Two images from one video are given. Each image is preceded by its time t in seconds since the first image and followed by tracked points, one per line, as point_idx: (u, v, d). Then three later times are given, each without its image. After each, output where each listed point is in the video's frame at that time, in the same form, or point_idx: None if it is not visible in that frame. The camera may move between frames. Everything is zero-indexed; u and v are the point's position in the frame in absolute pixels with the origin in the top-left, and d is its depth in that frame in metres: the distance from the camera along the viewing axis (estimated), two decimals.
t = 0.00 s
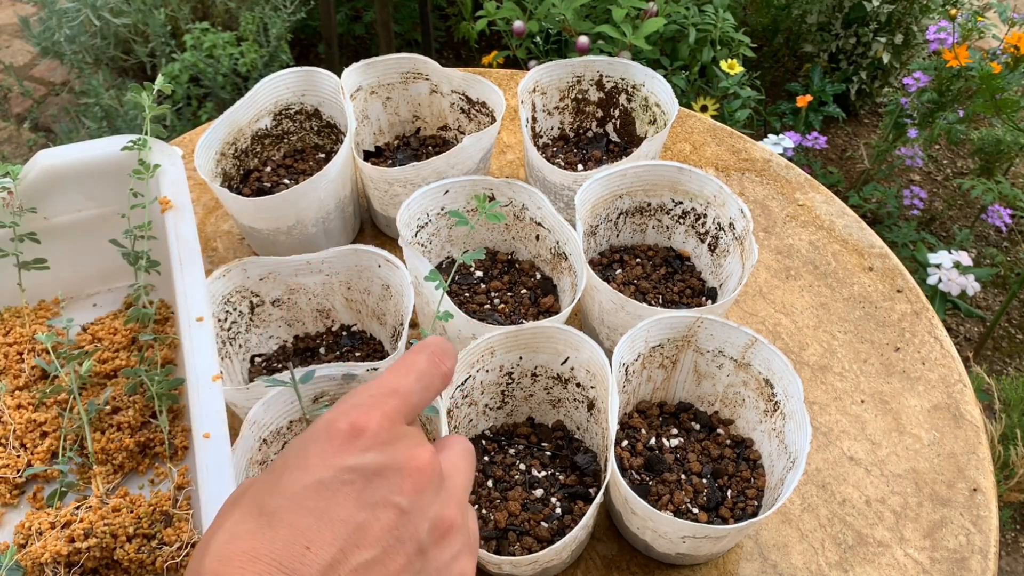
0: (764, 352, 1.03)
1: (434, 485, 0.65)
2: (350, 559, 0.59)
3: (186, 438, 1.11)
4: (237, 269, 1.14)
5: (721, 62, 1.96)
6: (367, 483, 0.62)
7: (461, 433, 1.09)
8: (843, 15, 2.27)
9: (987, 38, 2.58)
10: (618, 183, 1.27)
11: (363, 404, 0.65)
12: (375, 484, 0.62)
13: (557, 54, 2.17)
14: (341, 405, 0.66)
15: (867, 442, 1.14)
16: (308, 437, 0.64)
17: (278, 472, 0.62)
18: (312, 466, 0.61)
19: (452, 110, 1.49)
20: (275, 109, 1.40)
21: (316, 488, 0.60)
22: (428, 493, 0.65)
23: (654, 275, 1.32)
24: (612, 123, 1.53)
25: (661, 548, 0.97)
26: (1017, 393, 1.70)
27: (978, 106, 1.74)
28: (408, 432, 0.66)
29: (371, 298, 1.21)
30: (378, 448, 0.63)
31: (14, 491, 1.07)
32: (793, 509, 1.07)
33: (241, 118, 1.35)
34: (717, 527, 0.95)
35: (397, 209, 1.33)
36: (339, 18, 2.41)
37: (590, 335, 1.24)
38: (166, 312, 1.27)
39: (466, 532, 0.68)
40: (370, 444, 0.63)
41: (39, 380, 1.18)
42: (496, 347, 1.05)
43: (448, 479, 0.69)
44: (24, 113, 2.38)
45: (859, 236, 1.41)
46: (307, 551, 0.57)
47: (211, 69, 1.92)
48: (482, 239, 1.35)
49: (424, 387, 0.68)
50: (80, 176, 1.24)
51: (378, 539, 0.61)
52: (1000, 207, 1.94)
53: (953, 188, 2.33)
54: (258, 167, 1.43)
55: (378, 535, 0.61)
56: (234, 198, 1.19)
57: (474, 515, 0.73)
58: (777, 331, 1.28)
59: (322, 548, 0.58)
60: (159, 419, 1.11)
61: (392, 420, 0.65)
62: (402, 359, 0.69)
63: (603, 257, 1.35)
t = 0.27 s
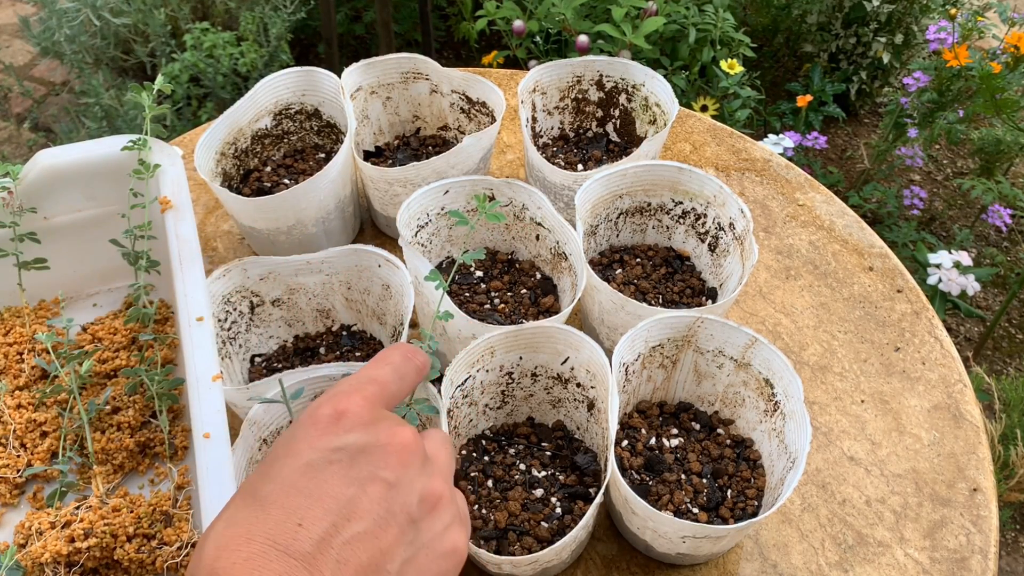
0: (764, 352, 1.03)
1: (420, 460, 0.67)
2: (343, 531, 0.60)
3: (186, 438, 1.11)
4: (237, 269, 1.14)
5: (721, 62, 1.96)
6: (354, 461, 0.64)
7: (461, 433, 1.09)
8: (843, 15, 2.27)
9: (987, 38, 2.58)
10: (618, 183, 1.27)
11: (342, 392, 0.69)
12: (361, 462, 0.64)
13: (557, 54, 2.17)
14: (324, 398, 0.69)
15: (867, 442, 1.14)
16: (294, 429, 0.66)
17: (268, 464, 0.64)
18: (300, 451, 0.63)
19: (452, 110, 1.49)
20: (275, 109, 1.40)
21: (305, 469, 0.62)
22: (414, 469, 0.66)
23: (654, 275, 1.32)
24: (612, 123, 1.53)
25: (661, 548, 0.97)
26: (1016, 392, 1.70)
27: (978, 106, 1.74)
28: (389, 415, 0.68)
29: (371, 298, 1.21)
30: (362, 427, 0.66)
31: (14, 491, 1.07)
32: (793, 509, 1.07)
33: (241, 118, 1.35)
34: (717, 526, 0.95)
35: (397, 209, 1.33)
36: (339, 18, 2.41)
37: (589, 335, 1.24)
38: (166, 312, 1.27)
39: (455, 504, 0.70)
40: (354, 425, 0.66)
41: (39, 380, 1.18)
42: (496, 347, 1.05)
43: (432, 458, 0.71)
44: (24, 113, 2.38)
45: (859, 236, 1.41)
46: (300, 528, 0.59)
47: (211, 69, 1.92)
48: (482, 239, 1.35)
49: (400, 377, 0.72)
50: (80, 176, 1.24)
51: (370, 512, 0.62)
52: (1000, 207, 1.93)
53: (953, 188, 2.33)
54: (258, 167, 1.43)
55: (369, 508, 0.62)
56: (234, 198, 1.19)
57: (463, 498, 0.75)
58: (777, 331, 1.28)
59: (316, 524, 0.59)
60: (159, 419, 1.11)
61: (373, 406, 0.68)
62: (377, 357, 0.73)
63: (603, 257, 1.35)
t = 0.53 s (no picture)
0: (764, 352, 1.03)
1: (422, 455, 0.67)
2: (344, 525, 0.59)
3: (186, 438, 1.11)
4: (237, 269, 1.14)
5: (721, 62, 1.96)
6: (356, 455, 0.64)
7: (461, 433, 1.09)
8: (843, 15, 2.27)
9: (987, 38, 2.58)
10: (618, 183, 1.27)
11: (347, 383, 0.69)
12: (363, 455, 0.64)
13: (557, 54, 2.17)
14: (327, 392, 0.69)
15: (867, 442, 1.14)
16: (296, 423, 0.66)
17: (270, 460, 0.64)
18: (302, 444, 0.63)
19: (452, 110, 1.49)
20: (275, 109, 1.40)
21: (308, 461, 0.62)
22: (416, 465, 0.66)
23: (654, 275, 1.32)
24: (612, 123, 1.53)
25: (661, 548, 0.97)
26: (1016, 392, 1.70)
27: (978, 106, 1.74)
28: (391, 411, 0.68)
29: (371, 298, 1.21)
30: (363, 420, 0.66)
31: (14, 491, 1.07)
32: (793, 509, 1.07)
33: (241, 118, 1.35)
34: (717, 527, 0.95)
35: (397, 209, 1.33)
36: (339, 18, 2.41)
37: (590, 335, 1.24)
38: (166, 312, 1.27)
39: (458, 502, 0.69)
40: (355, 418, 0.66)
41: (39, 380, 1.18)
42: (496, 347, 1.05)
43: (435, 457, 0.71)
44: (24, 113, 2.38)
45: (859, 236, 1.41)
46: (301, 521, 0.58)
47: (211, 69, 1.92)
48: (482, 239, 1.35)
49: (403, 372, 0.71)
50: (80, 177, 1.24)
51: (372, 504, 0.62)
52: (1000, 207, 1.93)
53: (953, 188, 2.33)
54: (257, 167, 1.43)
55: (371, 501, 0.62)
56: (234, 198, 1.19)
57: (467, 496, 0.74)
58: (777, 331, 1.28)
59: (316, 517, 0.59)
60: (159, 419, 1.11)
61: (376, 400, 0.68)
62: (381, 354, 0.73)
63: (603, 257, 1.35)
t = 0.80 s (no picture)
0: (764, 352, 1.03)
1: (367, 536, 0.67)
2: None
3: (186, 438, 1.11)
4: (237, 269, 1.14)
5: (721, 62, 1.96)
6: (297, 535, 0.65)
7: (461, 433, 1.09)
8: (843, 15, 2.27)
9: (987, 38, 2.58)
10: (618, 183, 1.27)
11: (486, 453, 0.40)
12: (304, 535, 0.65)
13: (557, 54, 2.17)
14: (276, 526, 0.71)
15: (867, 442, 1.14)
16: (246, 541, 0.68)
17: None
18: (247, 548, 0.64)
19: (452, 110, 1.49)
20: (275, 109, 1.40)
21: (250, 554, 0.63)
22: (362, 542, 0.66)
23: (654, 275, 1.32)
24: (612, 123, 1.53)
25: (661, 548, 0.97)
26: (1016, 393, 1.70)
27: (978, 106, 1.74)
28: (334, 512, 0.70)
29: (371, 298, 1.21)
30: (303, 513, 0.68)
31: (14, 491, 1.07)
32: (793, 509, 1.07)
33: (241, 118, 1.35)
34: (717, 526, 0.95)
35: (397, 209, 1.33)
36: (339, 18, 2.41)
37: (590, 335, 1.24)
38: (166, 312, 1.27)
39: None
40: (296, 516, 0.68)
41: (38, 380, 1.18)
42: (496, 347, 1.05)
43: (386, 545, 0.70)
44: (24, 113, 2.38)
45: (859, 236, 1.41)
46: None
47: (211, 69, 1.92)
48: (482, 239, 1.35)
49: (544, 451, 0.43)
50: (80, 176, 1.24)
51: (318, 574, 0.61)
52: (1000, 207, 1.93)
53: (953, 188, 2.33)
54: (257, 167, 1.43)
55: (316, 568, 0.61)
56: (234, 198, 1.19)
57: None
58: (777, 331, 1.28)
59: None
60: (159, 419, 1.11)
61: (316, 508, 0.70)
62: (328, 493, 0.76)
63: (603, 257, 1.35)
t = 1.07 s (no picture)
0: (764, 352, 1.03)
1: None
2: None
3: (186, 438, 1.12)
4: (237, 269, 1.14)
5: (721, 62, 1.96)
6: None
7: (461, 433, 1.09)
8: (843, 15, 2.27)
9: (988, 37, 2.58)
10: (618, 183, 1.27)
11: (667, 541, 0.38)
12: None
13: (557, 54, 2.17)
14: None
15: (867, 442, 1.14)
16: None
17: None
18: None
19: (452, 110, 1.49)
20: (275, 109, 1.40)
21: None
22: None
23: (654, 275, 1.32)
24: (612, 123, 1.53)
25: (661, 548, 0.97)
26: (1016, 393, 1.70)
27: (978, 106, 1.74)
28: None
29: (371, 298, 1.21)
30: None
31: (14, 490, 1.07)
32: (793, 509, 1.07)
33: (241, 118, 1.35)
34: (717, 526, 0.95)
35: (397, 209, 1.33)
36: (339, 18, 2.41)
37: (589, 335, 1.24)
38: (166, 312, 1.27)
39: None
40: None
41: (38, 380, 1.18)
42: (496, 347, 1.05)
43: None
44: (24, 113, 2.38)
45: (859, 236, 1.41)
46: None
47: (211, 69, 1.92)
48: (482, 239, 1.35)
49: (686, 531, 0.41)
50: (80, 176, 1.24)
51: None
52: (1000, 207, 1.93)
53: (953, 188, 2.33)
54: (257, 167, 1.43)
55: None
56: (233, 198, 1.19)
57: None
58: (777, 331, 1.28)
59: None
60: (159, 419, 1.11)
61: None
62: None
63: (603, 257, 1.35)
